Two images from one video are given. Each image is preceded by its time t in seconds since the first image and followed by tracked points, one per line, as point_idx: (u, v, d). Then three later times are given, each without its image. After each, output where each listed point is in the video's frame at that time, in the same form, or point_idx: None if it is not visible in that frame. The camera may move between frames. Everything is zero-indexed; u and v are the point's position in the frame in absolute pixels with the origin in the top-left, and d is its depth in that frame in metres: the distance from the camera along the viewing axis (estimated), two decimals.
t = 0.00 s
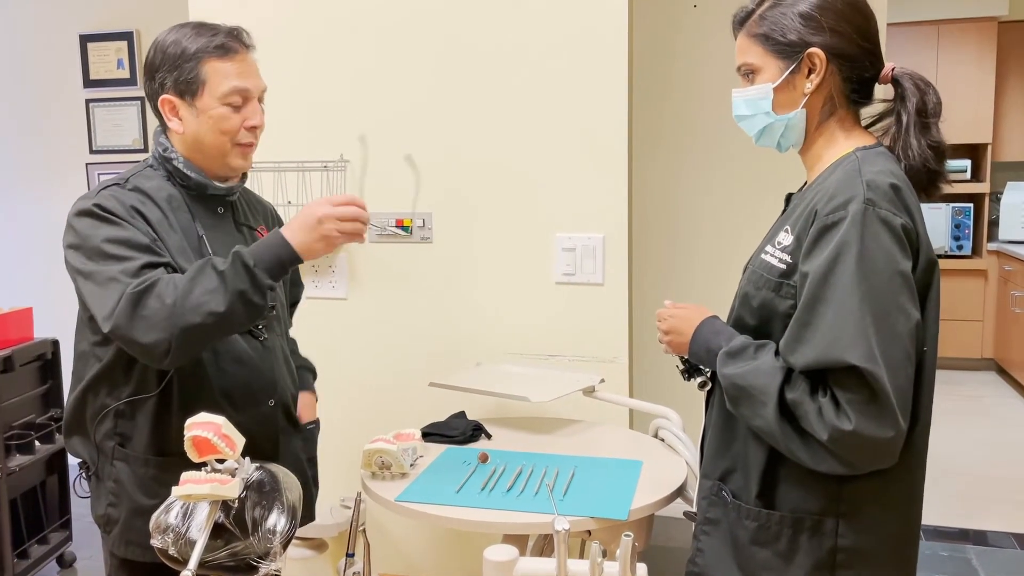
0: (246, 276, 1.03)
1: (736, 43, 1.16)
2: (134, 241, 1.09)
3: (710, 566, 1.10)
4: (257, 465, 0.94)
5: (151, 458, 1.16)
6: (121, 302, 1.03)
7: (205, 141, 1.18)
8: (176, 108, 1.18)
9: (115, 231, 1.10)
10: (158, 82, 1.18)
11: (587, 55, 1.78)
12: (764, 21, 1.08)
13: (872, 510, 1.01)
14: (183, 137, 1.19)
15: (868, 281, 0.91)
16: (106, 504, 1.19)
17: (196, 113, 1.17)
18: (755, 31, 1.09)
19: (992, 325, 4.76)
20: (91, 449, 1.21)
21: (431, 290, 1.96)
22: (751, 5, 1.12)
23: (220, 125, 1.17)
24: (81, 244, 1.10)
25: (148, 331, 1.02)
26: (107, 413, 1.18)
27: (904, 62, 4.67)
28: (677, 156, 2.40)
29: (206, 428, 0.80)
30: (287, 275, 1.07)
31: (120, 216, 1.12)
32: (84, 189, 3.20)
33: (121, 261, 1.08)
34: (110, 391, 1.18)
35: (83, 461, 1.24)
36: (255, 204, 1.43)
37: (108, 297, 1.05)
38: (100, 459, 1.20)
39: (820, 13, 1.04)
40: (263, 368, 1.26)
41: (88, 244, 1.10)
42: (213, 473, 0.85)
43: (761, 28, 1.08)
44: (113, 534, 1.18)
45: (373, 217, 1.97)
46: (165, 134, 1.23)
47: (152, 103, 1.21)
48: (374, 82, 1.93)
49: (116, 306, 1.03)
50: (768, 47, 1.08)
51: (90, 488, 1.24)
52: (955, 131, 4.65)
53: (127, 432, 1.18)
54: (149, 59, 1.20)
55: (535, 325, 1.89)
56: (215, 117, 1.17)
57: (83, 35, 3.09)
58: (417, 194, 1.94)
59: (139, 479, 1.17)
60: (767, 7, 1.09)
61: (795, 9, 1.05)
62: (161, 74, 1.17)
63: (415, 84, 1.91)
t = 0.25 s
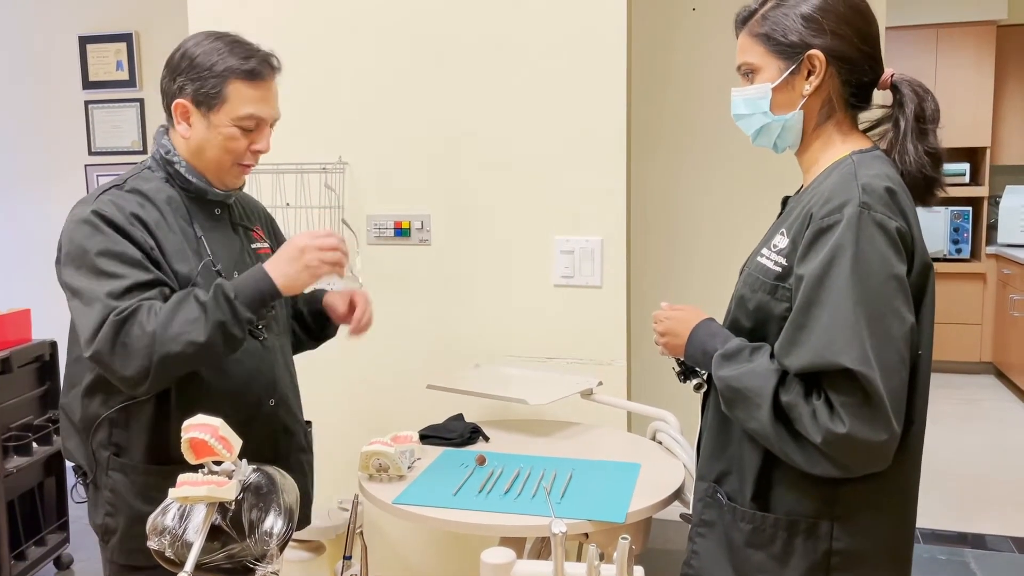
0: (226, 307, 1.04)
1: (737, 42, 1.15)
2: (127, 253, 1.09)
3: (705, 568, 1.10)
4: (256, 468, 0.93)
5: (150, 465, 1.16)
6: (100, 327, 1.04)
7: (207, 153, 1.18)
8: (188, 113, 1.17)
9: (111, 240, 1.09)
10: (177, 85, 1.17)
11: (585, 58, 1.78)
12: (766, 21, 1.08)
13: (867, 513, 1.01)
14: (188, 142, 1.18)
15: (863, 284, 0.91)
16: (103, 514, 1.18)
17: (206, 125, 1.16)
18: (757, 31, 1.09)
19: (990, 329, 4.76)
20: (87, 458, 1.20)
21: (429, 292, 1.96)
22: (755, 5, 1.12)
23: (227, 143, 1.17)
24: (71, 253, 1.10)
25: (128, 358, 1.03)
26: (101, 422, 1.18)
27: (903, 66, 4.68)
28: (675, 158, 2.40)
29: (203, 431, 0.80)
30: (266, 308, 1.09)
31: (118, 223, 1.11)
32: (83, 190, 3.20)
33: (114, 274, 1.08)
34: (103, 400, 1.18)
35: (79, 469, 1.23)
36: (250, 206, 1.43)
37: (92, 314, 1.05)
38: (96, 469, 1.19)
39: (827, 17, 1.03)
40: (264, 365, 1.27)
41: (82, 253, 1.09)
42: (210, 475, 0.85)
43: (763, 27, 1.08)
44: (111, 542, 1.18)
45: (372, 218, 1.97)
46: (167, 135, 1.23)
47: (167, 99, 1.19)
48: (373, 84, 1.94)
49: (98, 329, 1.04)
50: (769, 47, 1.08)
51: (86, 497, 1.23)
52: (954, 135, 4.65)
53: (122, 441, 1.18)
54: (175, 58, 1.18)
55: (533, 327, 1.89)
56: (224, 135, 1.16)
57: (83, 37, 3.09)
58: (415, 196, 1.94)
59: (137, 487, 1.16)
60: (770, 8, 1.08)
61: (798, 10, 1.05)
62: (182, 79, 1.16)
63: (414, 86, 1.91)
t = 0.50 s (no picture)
0: (224, 293, 1.05)
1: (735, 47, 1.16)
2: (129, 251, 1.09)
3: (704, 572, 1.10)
4: (253, 470, 0.93)
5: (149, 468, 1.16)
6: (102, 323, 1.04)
7: (210, 157, 1.18)
8: (192, 117, 1.17)
9: (114, 240, 1.09)
10: (183, 88, 1.17)
11: (584, 62, 1.79)
12: (761, 26, 1.08)
13: (864, 516, 1.01)
14: (191, 146, 1.18)
15: (860, 287, 0.91)
16: (101, 516, 1.18)
17: (210, 130, 1.16)
18: (752, 36, 1.09)
19: (989, 333, 4.76)
20: (85, 460, 1.20)
21: (428, 295, 1.96)
22: (750, 10, 1.12)
23: (230, 148, 1.17)
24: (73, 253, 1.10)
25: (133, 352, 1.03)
26: (99, 425, 1.17)
27: (902, 70, 4.69)
28: (674, 161, 2.40)
29: (203, 434, 0.80)
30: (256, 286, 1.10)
31: (119, 224, 1.12)
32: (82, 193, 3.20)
33: (117, 273, 1.08)
34: (101, 402, 1.17)
35: (77, 471, 1.23)
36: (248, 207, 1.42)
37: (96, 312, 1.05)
38: (95, 471, 1.19)
39: (823, 23, 1.03)
40: (259, 371, 1.27)
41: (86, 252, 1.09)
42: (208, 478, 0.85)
43: (758, 33, 1.08)
44: (109, 545, 1.18)
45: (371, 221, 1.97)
46: (170, 137, 1.23)
47: (171, 102, 1.19)
48: (372, 87, 1.94)
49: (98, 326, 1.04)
50: (764, 53, 1.08)
51: (84, 499, 1.23)
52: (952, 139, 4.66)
53: (121, 443, 1.18)
54: (182, 63, 1.18)
55: (532, 330, 1.89)
56: (228, 140, 1.16)
57: (82, 39, 3.10)
58: (414, 199, 1.94)
59: (136, 489, 1.16)
60: (764, 12, 1.09)
61: (792, 15, 1.05)
62: (188, 83, 1.16)
63: (412, 89, 1.91)
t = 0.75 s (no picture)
0: (213, 252, 1.08)
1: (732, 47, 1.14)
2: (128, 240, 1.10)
3: None
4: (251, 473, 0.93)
5: (151, 463, 1.16)
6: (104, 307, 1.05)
7: (207, 161, 1.18)
8: (192, 120, 1.17)
9: (115, 232, 1.10)
10: (184, 90, 1.16)
11: (583, 64, 1.79)
12: (762, 26, 1.07)
13: (866, 518, 1.01)
14: (189, 149, 1.18)
15: (861, 288, 0.91)
16: (100, 512, 1.17)
17: (209, 134, 1.16)
18: (753, 36, 1.08)
19: (988, 336, 4.76)
20: (86, 458, 1.20)
21: (427, 298, 1.95)
22: (749, 10, 1.11)
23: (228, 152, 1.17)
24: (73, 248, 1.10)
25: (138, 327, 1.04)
26: (102, 420, 1.17)
27: (901, 73, 4.69)
28: (673, 164, 2.40)
29: (200, 438, 0.81)
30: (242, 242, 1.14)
31: (119, 218, 1.12)
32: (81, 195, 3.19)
33: (119, 263, 1.09)
34: (104, 398, 1.17)
35: (76, 470, 1.22)
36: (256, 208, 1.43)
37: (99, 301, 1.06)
38: (95, 468, 1.19)
39: (824, 25, 1.03)
40: (257, 372, 1.26)
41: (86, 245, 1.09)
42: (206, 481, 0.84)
43: (761, 34, 1.07)
44: (108, 541, 1.17)
45: (370, 223, 1.97)
46: (169, 139, 1.23)
47: (172, 104, 1.19)
48: (371, 89, 1.93)
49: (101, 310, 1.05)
50: (766, 54, 1.07)
51: (83, 498, 1.22)
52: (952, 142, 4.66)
53: (123, 439, 1.17)
54: (185, 65, 1.18)
55: (531, 333, 1.89)
56: (227, 144, 1.17)
57: (82, 41, 3.09)
58: (413, 201, 1.94)
59: (137, 484, 1.16)
60: (766, 12, 1.07)
61: (794, 15, 1.05)
62: (189, 86, 1.16)
63: (412, 92, 1.91)
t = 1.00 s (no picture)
0: (208, 251, 1.09)
1: (754, 34, 1.10)
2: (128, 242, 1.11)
3: None
4: (250, 478, 0.93)
5: (151, 466, 1.16)
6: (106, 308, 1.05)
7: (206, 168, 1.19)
8: (189, 127, 1.17)
9: (115, 236, 1.10)
10: (183, 97, 1.16)
11: (582, 68, 1.79)
12: (809, 17, 1.06)
13: (882, 519, 1.01)
14: (187, 156, 1.19)
15: (881, 286, 0.91)
16: (102, 516, 1.17)
17: (207, 141, 1.17)
18: (801, 26, 1.06)
19: (987, 339, 4.76)
20: (86, 463, 1.20)
21: (426, 301, 1.95)
22: None
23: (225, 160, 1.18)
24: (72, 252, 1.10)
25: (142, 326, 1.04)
26: (102, 423, 1.17)
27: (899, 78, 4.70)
28: (672, 168, 2.40)
29: (199, 442, 0.81)
30: (235, 238, 1.15)
31: (117, 222, 1.12)
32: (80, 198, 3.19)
33: (120, 265, 1.09)
34: (104, 402, 1.17)
35: (76, 475, 1.22)
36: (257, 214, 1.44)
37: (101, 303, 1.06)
38: (95, 472, 1.18)
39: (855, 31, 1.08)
40: (256, 375, 1.25)
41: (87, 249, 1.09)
42: (204, 485, 0.84)
43: (809, 25, 1.06)
44: (109, 545, 1.16)
45: (368, 227, 1.97)
46: (167, 144, 1.23)
47: (171, 109, 1.19)
48: (370, 92, 1.94)
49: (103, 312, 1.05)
50: (814, 47, 1.06)
51: (83, 503, 1.22)
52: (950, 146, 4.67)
53: (123, 442, 1.17)
54: (185, 71, 1.18)
55: (530, 337, 1.89)
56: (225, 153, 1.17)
57: (81, 45, 3.10)
58: (412, 206, 1.94)
59: (137, 488, 1.15)
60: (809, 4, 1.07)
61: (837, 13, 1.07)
62: (188, 93, 1.16)
63: (411, 95, 1.91)
